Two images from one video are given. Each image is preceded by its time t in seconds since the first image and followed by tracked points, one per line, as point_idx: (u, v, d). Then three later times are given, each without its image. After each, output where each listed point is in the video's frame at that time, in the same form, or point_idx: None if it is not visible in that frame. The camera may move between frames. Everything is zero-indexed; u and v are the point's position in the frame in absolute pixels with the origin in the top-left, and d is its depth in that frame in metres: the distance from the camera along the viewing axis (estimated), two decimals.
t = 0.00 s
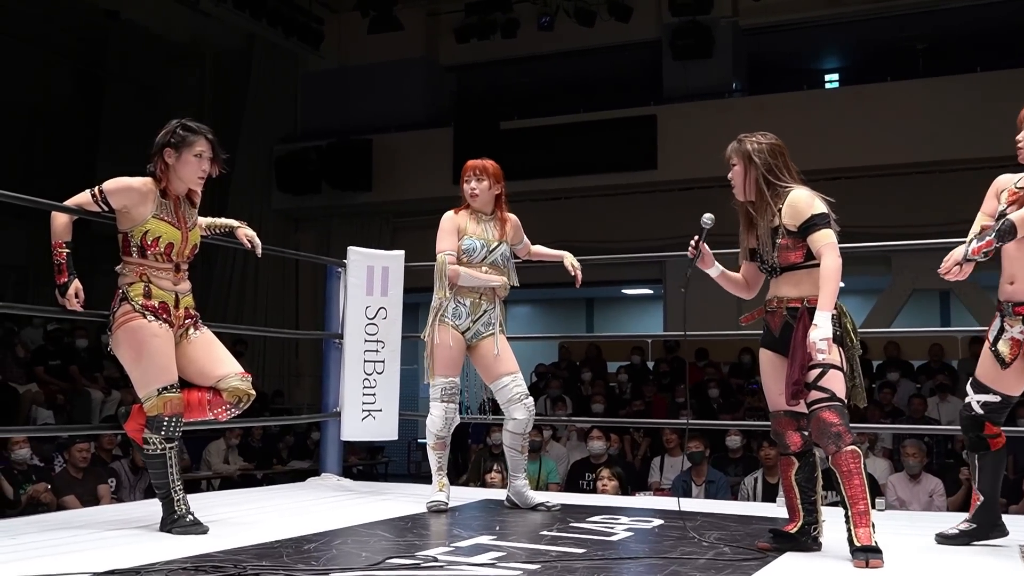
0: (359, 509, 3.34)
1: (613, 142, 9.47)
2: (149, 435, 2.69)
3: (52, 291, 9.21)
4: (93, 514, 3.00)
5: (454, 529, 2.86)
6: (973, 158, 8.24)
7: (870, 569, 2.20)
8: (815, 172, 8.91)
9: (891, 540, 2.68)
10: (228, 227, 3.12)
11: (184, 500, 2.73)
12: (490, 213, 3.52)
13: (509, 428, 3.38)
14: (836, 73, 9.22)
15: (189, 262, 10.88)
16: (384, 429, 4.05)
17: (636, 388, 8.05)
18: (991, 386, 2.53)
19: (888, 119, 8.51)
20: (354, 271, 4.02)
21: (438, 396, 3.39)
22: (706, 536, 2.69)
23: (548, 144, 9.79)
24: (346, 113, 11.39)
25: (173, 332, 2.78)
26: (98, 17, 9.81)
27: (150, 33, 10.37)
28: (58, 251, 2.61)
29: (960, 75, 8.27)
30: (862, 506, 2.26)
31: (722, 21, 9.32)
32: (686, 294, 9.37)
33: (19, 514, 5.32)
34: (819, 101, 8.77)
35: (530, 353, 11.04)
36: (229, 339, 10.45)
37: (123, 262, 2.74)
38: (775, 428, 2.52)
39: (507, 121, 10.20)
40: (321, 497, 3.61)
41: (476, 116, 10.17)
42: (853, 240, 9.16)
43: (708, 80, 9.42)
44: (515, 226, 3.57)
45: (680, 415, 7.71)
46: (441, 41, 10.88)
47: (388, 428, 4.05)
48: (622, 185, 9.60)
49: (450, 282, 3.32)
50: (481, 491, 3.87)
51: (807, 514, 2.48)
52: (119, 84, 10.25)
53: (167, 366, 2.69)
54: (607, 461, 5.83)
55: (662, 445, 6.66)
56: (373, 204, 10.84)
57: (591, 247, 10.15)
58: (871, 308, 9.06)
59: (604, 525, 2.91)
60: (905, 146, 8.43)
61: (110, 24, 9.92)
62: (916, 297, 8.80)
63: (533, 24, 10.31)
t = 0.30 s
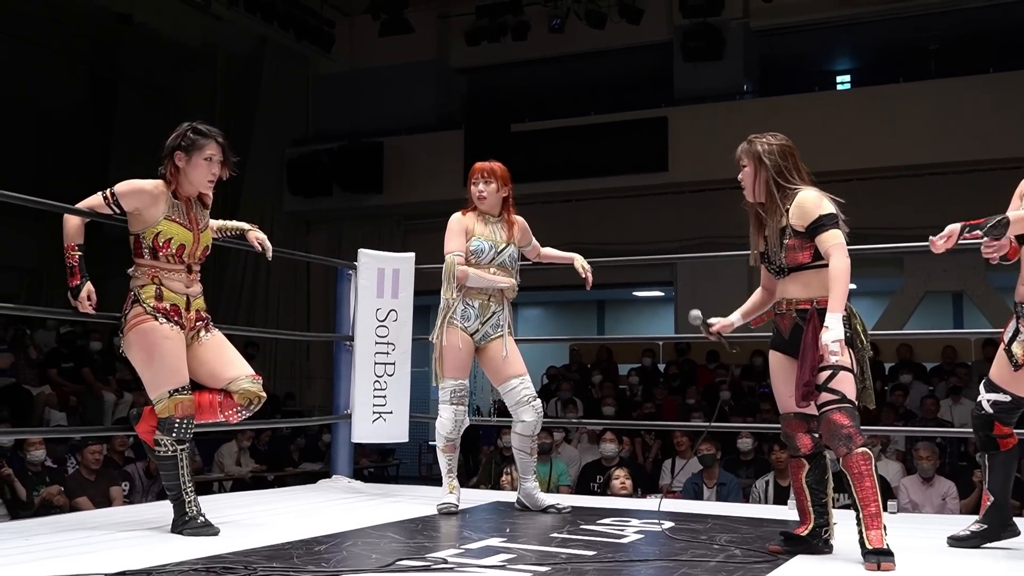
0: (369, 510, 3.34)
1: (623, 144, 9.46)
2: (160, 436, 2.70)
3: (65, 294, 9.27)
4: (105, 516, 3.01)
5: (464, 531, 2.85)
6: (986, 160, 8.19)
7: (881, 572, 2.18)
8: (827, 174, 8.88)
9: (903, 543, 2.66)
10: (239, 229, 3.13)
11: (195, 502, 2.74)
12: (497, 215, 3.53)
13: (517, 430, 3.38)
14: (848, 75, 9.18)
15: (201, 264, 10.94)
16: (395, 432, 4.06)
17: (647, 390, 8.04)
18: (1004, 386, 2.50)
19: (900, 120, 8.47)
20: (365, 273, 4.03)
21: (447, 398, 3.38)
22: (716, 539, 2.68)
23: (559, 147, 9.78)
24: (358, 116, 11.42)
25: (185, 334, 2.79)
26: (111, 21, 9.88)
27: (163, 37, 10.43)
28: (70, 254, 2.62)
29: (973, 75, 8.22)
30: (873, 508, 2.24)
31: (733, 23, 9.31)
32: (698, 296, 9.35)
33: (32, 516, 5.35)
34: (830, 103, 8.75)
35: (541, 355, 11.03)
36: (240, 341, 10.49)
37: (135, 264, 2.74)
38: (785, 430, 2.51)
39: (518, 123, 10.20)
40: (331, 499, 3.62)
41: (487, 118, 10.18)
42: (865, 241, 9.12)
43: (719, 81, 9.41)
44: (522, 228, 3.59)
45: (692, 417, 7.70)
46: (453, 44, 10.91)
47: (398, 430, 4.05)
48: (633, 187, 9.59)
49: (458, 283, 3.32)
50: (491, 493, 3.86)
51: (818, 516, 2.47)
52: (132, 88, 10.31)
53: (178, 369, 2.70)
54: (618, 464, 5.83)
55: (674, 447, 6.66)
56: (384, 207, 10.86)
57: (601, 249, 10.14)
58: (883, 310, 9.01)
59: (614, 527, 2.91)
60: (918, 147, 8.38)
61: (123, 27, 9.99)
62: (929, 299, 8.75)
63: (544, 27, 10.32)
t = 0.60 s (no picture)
0: (379, 512, 3.35)
1: (632, 145, 9.45)
2: (171, 438, 2.71)
3: (76, 297, 9.32)
4: (116, 518, 3.03)
5: (473, 532, 2.85)
6: (998, 159, 8.15)
7: (892, 573, 2.18)
8: (837, 174, 8.85)
9: (914, 544, 2.65)
10: (249, 233, 3.14)
11: (206, 504, 2.75)
12: (503, 218, 3.52)
13: (524, 431, 3.38)
14: (857, 75, 9.15)
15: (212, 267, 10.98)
16: (404, 433, 4.07)
17: (656, 391, 8.02)
18: (1010, 385, 2.48)
19: (911, 120, 8.44)
20: (374, 275, 4.03)
21: (455, 400, 3.39)
22: (726, 540, 2.67)
23: (567, 148, 9.78)
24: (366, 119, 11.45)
25: (195, 336, 2.80)
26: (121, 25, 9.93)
27: (172, 40, 10.47)
28: (82, 256, 2.64)
29: (984, 75, 8.18)
30: (882, 506, 2.23)
31: (742, 24, 9.29)
32: (707, 297, 9.33)
33: (44, 518, 5.37)
34: (840, 102, 8.72)
35: (551, 356, 11.03)
36: (250, 344, 10.52)
37: (146, 266, 2.75)
38: (794, 431, 2.50)
39: (527, 125, 10.21)
40: (341, 501, 3.62)
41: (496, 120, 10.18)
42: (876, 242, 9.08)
43: (728, 82, 9.39)
44: (529, 232, 3.58)
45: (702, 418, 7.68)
46: (461, 46, 10.92)
47: (407, 431, 4.07)
48: (642, 188, 9.58)
49: (464, 286, 3.33)
50: (500, 495, 3.87)
51: (828, 516, 2.47)
52: (141, 91, 10.35)
53: (187, 370, 2.70)
54: (628, 465, 5.81)
55: (683, 448, 6.65)
56: (394, 209, 10.88)
57: (610, 251, 10.14)
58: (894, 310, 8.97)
59: (624, 529, 2.90)
60: (928, 147, 8.34)
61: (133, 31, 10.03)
62: (940, 299, 8.71)
63: (552, 28, 10.32)
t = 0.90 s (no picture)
0: (388, 514, 3.35)
1: (641, 147, 9.44)
2: (181, 440, 2.71)
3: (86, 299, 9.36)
4: (127, 519, 3.04)
5: (483, 534, 2.85)
6: (1009, 161, 8.10)
7: (903, 568, 2.23)
8: (847, 176, 8.81)
9: (925, 548, 2.62)
10: (258, 235, 3.15)
11: (216, 506, 2.76)
12: (508, 221, 3.52)
13: (531, 434, 3.38)
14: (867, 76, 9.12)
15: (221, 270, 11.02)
16: (414, 436, 4.06)
17: (665, 394, 8.01)
18: (1019, 388, 2.47)
19: (921, 121, 8.40)
20: (384, 277, 4.02)
21: (463, 403, 3.38)
22: (736, 543, 2.66)
23: (576, 151, 9.78)
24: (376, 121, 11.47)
25: (205, 339, 2.81)
26: (132, 29, 9.97)
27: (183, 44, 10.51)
28: (91, 259, 2.64)
29: (996, 76, 8.14)
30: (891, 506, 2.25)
31: (751, 26, 9.27)
32: (717, 299, 9.32)
33: (55, 520, 5.39)
34: (850, 104, 8.68)
35: (560, 359, 11.02)
36: (261, 346, 10.55)
37: (156, 269, 2.77)
38: (803, 434, 2.48)
39: (536, 128, 10.21)
40: (350, 503, 3.62)
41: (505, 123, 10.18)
42: (887, 244, 9.04)
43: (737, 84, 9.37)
44: (534, 235, 3.59)
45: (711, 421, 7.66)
46: (470, 49, 10.93)
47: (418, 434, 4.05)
48: (651, 190, 9.56)
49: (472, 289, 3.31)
50: (510, 498, 3.86)
51: (838, 519, 2.44)
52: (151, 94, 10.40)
53: (197, 371, 2.71)
54: (638, 468, 5.79)
55: (693, 451, 6.64)
56: (402, 212, 10.90)
57: (619, 253, 10.12)
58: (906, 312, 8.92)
59: (634, 531, 2.89)
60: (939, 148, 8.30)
61: (143, 34, 10.07)
62: (951, 302, 8.66)
63: (562, 30, 10.32)
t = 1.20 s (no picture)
0: (390, 518, 3.34)
1: (644, 150, 9.43)
2: (184, 444, 2.72)
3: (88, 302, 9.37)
4: (130, 523, 3.04)
5: (485, 537, 2.85)
6: (1012, 163, 8.09)
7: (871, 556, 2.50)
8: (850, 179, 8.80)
9: (928, 551, 2.61)
10: (259, 237, 3.15)
11: (218, 509, 2.76)
12: (508, 223, 3.52)
13: (532, 436, 3.38)
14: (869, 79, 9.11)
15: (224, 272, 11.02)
16: (416, 439, 4.05)
17: (668, 397, 8.00)
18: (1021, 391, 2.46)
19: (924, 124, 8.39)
20: (385, 280, 4.04)
21: (463, 406, 3.38)
22: (739, 546, 2.66)
23: (579, 154, 9.77)
24: (378, 124, 11.47)
25: (207, 342, 2.81)
26: (134, 32, 9.99)
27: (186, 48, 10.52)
28: (93, 262, 2.65)
29: (999, 78, 8.12)
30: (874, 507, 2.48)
31: (754, 28, 9.27)
32: (719, 301, 9.31)
33: (58, 523, 5.39)
34: (853, 106, 8.67)
35: (562, 361, 11.01)
36: (263, 349, 10.56)
37: (158, 272, 2.77)
38: (807, 436, 2.51)
39: (538, 130, 10.20)
40: (352, 506, 3.62)
41: (507, 126, 10.19)
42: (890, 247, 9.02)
43: (740, 87, 9.37)
44: (534, 237, 3.58)
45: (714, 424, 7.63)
46: (473, 52, 10.94)
47: (419, 438, 4.04)
48: (653, 193, 9.56)
49: (471, 290, 3.31)
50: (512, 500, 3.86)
51: (841, 523, 2.43)
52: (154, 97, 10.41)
53: (200, 375, 2.71)
54: (640, 471, 5.78)
55: (696, 454, 6.62)
56: (405, 215, 10.90)
57: (622, 256, 10.12)
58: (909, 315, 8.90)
59: (636, 534, 2.89)
60: (942, 151, 8.29)
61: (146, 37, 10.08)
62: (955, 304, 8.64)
63: (564, 33, 10.31)
